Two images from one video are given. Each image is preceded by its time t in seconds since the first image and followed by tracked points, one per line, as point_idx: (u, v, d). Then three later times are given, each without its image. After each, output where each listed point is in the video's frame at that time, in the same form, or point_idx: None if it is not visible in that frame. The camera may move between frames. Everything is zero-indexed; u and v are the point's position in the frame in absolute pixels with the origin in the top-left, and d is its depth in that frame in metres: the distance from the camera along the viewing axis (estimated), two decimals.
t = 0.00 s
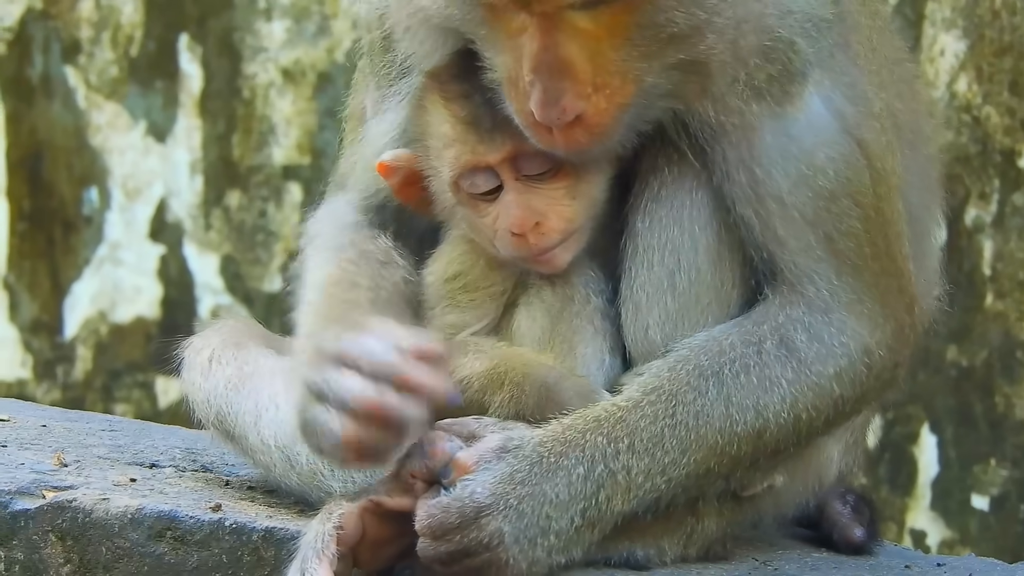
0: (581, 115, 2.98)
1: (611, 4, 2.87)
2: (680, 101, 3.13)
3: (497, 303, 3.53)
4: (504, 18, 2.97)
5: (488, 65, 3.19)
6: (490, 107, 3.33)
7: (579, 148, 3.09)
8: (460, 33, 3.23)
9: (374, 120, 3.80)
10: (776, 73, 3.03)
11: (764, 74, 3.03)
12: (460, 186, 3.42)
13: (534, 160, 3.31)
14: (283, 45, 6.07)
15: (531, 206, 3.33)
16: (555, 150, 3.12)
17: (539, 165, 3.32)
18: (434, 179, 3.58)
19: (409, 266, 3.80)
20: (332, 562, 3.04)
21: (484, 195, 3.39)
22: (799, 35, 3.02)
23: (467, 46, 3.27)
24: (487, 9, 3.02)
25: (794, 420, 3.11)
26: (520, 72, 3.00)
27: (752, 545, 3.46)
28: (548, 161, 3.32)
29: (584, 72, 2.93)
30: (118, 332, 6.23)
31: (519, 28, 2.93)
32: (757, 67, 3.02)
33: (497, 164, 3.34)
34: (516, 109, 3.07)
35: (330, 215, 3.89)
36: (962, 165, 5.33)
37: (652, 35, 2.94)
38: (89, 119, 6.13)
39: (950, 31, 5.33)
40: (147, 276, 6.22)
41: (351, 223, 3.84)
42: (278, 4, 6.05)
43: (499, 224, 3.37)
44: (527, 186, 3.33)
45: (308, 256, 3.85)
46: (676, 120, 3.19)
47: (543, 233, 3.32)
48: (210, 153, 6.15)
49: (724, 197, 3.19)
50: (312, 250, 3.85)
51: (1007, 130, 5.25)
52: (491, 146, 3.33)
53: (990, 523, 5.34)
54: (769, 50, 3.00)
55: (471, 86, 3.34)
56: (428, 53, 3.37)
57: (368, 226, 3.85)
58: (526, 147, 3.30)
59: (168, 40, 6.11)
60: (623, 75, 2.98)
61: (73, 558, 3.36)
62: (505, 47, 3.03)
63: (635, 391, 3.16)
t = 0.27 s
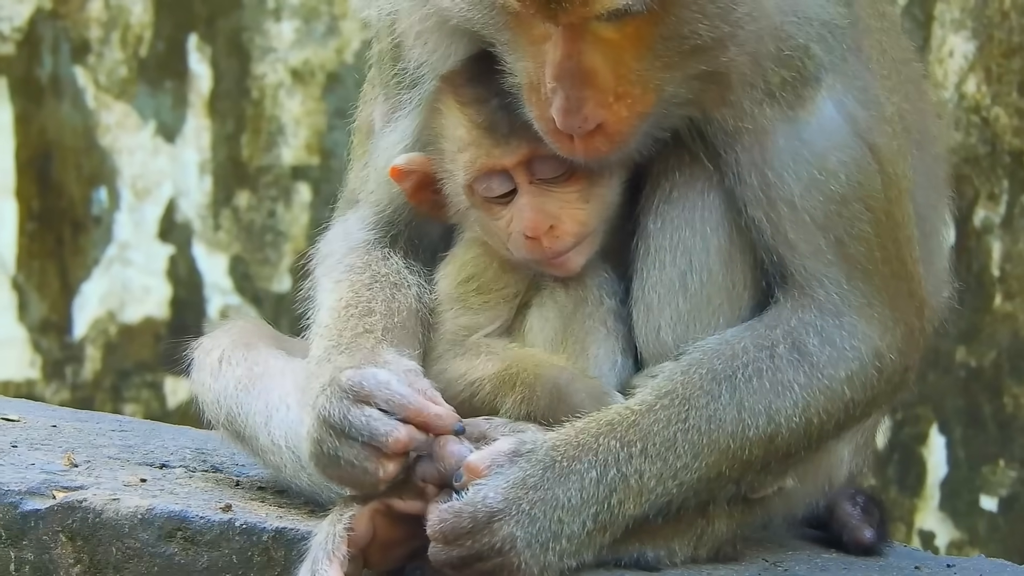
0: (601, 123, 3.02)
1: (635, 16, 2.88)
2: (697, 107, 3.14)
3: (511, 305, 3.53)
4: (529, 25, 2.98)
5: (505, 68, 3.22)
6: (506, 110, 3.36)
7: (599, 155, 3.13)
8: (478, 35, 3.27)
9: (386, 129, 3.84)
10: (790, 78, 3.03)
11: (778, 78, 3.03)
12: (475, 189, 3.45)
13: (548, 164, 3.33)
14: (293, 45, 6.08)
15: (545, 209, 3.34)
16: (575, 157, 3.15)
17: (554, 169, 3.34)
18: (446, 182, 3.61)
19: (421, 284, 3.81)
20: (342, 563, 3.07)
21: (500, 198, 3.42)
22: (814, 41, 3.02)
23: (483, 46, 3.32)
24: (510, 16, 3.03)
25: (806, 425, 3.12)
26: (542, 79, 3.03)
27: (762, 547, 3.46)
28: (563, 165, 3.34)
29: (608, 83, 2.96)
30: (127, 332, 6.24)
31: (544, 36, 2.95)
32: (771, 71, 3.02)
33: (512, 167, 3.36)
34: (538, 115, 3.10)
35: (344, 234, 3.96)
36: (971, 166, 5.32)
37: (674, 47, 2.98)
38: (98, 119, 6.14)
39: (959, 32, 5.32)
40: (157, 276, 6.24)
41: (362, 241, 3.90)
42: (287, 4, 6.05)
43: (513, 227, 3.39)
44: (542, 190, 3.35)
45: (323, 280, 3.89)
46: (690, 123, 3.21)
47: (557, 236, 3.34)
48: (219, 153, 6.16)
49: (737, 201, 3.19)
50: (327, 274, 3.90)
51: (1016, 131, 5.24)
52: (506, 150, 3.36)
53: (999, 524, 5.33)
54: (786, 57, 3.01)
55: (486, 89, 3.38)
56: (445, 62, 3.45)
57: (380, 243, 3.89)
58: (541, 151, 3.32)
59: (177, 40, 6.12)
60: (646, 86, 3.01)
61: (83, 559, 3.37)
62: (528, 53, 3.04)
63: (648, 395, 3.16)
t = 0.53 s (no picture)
0: (609, 130, 3.01)
1: (644, 24, 2.88)
2: (706, 116, 3.15)
3: (516, 310, 3.53)
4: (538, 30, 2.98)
5: (515, 72, 3.23)
6: (515, 115, 3.37)
7: (606, 163, 3.12)
8: (490, 39, 3.27)
9: (395, 133, 3.85)
10: (800, 86, 3.03)
11: (787, 86, 3.03)
12: (483, 194, 3.46)
13: (556, 169, 3.34)
14: (298, 51, 6.08)
15: (552, 214, 3.36)
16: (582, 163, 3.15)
17: (562, 174, 3.35)
18: (454, 186, 3.62)
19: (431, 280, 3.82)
20: (346, 568, 3.07)
21: (507, 203, 3.43)
22: (824, 50, 3.02)
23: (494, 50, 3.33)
24: (520, 20, 3.03)
25: (811, 433, 3.11)
26: (551, 84, 3.03)
27: (767, 553, 3.47)
28: (570, 170, 3.35)
29: (616, 90, 2.96)
30: (132, 338, 6.25)
31: (554, 42, 2.95)
32: (782, 78, 3.02)
33: (520, 172, 3.37)
34: (546, 121, 3.10)
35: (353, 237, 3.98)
36: (976, 173, 5.32)
37: (684, 55, 2.97)
38: (103, 125, 6.15)
39: (964, 39, 5.32)
40: (161, 282, 6.25)
41: (372, 242, 3.93)
42: (293, 9, 6.05)
43: (520, 232, 3.40)
44: (549, 196, 3.36)
45: (334, 282, 3.90)
46: (699, 130, 3.22)
47: (564, 242, 3.34)
48: (224, 159, 6.16)
49: (745, 208, 3.20)
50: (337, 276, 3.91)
51: (1021, 138, 5.25)
52: (514, 155, 3.37)
53: (1003, 531, 5.33)
54: (796, 65, 3.01)
55: (496, 93, 3.38)
56: (455, 66, 3.45)
57: (390, 244, 3.92)
58: (549, 156, 3.33)
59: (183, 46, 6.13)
60: (655, 94, 3.01)
61: (87, 565, 3.37)
62: (537, 58, 3.04)
63: (653, 401, 3.16)
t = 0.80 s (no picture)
0: (609, 131, 3.02)
1: (646, 25, 2.88)
2: (707, 118, 3.16)
3: (520, 315, 3.59)
4: (540, 28, 2.98)
5: (517, 73, 3.22)
6: (517, 118, 3.36)
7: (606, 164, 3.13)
8: (492, 38, 3.25)
9: (394, 133, 3.85)
10: (803, 89, 3.03)
11: (790, 89, 3.03)
12: (485, 197, 3.47)
13: (560, 171, 3.34)
14: (301, 54, 6.09)
15: (555, 218, 3.36)
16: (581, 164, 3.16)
17: (564, 177, 3.35)
18: (457, 189, 3.63)
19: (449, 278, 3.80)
20: (349, 571, 3.10)
21: (510, 206, 3.44)
22: (828, 53, 3.02)
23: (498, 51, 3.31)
24: (523, 20, 3.03)
25: (813, 435, 3.11)
26: (552, 84, 3.03)
27: (770, 556, 3.47)
28: (572, 173, 3.35)
29: (617, 91, 2.96)
30: (134, 341, 6.25)
31: (556, 40, 2.96)
32: (784, 80, 3.02)
33: (522, 175, 3.38)
34: (547, 121, 3.11)
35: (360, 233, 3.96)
36: (978, 176, 5.32)
37: (686, 58, 2.97)
38: (105, 128, 6.15)
39: (966, 42, 5.32)
40: (163, 285, 6.25)
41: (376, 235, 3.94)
42: (295, 12, 6.06)
43: (523, 235, 3.41)
44: (553, 198, 3.37)
45: (360, 267, 3.84)
46: (702, 133, 3.22)
47: (567, 245, 3.35)
48: (226, 162, 6.17)
49: (748, 211, 3.20)
50: (362, 263, 3.85)
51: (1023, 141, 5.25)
52: (518, 158, 3.37)
53: (1005, 534, 5.33)
54: (799, 68, 3.01)
55: (497, 95, 3.38)
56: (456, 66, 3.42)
57: (396, 236, 3.94)
58: (551, 158, 3.33)
59: (185, 49, 6.14)
60: (655, 94, 3.01)
61: (90, 568, 3.36)
62: (539, 56, 3.04)
63: (655, 404, 3.16)
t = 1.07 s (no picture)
0: (611, 131, 3.02)
1: (651, 26, 2.88)
2: (710, 122, 3.17)
3: (522, 317, 3.60)
4: (546, 26, 2.98)
5: (521, 71, 3.22)
6: (520, 118, 3.37)
7: (606, 164, 3.14)
8: (496, 37, 3.25)
9: (397, 122, 3.83)
10: (808, 93, 3.02)
11: (795, 93, 3.03)
12: (487, 199, 3.47)
13: (562, 173, 3.34)
14: (302, 57, 6.09)
15: (557, 220, 3.37)
16: (581, 163, 3.17)
17: (566, 179, 3.35)
18: (458, 191, 3.63)
19: (454, 276, 3.83)
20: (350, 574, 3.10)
21: (511, 208, 3.44)
22: (832, 58, 3.01)
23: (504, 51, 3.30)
24: (528, 18, 3.03)
25: (814, 440, 3.11)
26: (555, 83, 3.03)
27: (771, 560, 3.47)
28: (575, 175, 3.35)
29: (620, 92, 2.96)
30: (135, 344, 6.25)
31: (561, 38, 2.96)
32: (790, 83, 3.02)
33: (524, 177, 3.38)
34: (549, 119, 3.11)
35: (359, 225, 3.96)
36: (980, 180, 5.32)
37: (690, 61, 2.97)
38: (107, 131, 6.15)
39: (968, 46, 5.33)
40: (165, 288, 6.25)
41: (380, 226, 3.95)
42: (297, 16, 6.06)
43: (526, 237, 3.42)
44: (555, 200, 3.37)
45: (366, 262, 3.85)
46: (706, 138, 3.22)
47: (569, 247, 3.36)
48: (228, 165, 6.17)
49: (750, 214, 3.20)
50: (368, 256, 3.87)
51: None
52: (520, 160, 3.37)
53: (1006, 538, 5.32)
54: (804, 73, 3.01)
55: (499, 96, 3.37)
56: (460, 65, 3.42)
57: (403, 230, 3.95)
58: (553, 160, 3.33)
59: (187, 52, 6.14)
60: (659, 95, 3.01)
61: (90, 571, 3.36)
62: (543, 54, 3.04)
63: (657, 408, 3.16)
